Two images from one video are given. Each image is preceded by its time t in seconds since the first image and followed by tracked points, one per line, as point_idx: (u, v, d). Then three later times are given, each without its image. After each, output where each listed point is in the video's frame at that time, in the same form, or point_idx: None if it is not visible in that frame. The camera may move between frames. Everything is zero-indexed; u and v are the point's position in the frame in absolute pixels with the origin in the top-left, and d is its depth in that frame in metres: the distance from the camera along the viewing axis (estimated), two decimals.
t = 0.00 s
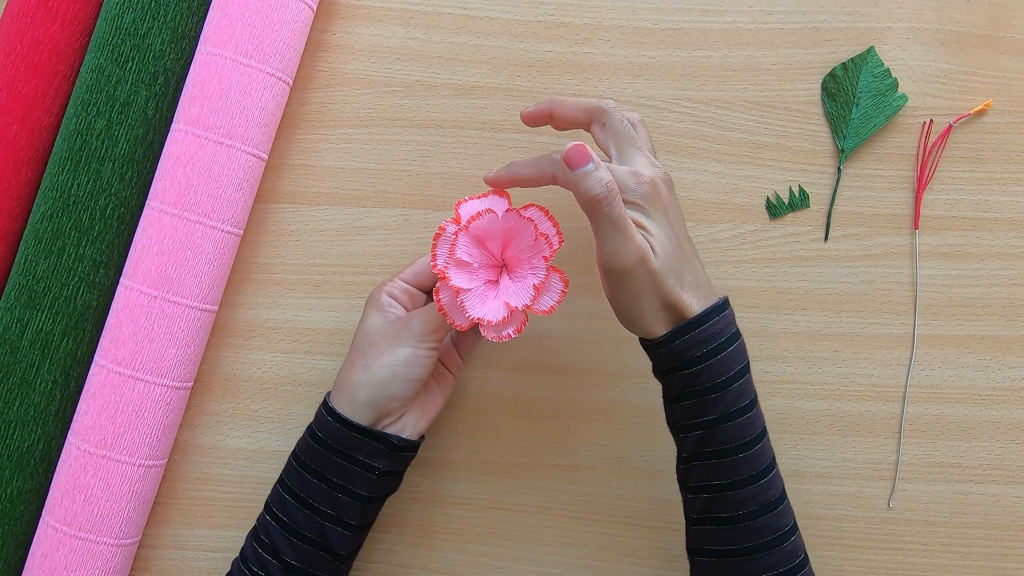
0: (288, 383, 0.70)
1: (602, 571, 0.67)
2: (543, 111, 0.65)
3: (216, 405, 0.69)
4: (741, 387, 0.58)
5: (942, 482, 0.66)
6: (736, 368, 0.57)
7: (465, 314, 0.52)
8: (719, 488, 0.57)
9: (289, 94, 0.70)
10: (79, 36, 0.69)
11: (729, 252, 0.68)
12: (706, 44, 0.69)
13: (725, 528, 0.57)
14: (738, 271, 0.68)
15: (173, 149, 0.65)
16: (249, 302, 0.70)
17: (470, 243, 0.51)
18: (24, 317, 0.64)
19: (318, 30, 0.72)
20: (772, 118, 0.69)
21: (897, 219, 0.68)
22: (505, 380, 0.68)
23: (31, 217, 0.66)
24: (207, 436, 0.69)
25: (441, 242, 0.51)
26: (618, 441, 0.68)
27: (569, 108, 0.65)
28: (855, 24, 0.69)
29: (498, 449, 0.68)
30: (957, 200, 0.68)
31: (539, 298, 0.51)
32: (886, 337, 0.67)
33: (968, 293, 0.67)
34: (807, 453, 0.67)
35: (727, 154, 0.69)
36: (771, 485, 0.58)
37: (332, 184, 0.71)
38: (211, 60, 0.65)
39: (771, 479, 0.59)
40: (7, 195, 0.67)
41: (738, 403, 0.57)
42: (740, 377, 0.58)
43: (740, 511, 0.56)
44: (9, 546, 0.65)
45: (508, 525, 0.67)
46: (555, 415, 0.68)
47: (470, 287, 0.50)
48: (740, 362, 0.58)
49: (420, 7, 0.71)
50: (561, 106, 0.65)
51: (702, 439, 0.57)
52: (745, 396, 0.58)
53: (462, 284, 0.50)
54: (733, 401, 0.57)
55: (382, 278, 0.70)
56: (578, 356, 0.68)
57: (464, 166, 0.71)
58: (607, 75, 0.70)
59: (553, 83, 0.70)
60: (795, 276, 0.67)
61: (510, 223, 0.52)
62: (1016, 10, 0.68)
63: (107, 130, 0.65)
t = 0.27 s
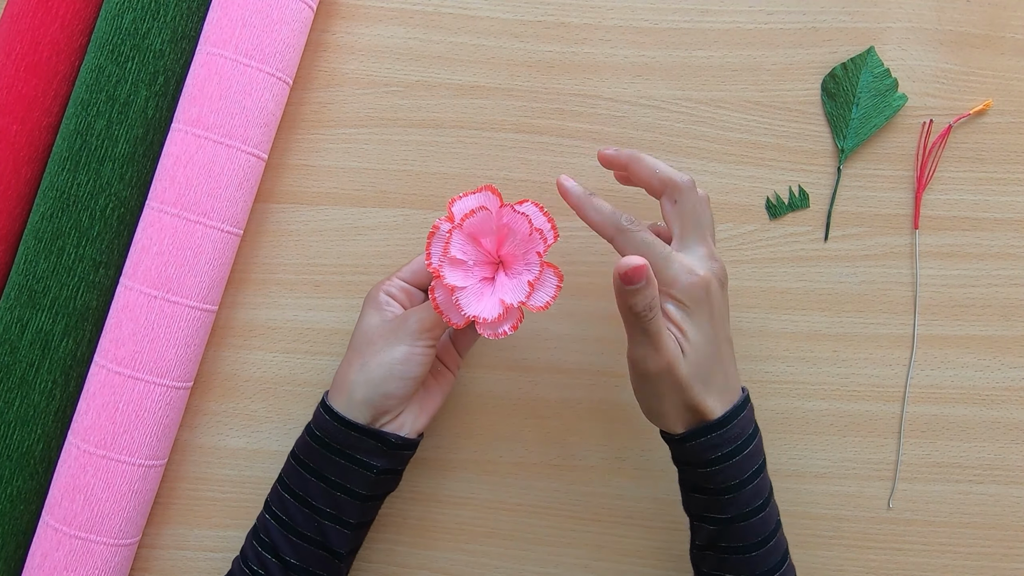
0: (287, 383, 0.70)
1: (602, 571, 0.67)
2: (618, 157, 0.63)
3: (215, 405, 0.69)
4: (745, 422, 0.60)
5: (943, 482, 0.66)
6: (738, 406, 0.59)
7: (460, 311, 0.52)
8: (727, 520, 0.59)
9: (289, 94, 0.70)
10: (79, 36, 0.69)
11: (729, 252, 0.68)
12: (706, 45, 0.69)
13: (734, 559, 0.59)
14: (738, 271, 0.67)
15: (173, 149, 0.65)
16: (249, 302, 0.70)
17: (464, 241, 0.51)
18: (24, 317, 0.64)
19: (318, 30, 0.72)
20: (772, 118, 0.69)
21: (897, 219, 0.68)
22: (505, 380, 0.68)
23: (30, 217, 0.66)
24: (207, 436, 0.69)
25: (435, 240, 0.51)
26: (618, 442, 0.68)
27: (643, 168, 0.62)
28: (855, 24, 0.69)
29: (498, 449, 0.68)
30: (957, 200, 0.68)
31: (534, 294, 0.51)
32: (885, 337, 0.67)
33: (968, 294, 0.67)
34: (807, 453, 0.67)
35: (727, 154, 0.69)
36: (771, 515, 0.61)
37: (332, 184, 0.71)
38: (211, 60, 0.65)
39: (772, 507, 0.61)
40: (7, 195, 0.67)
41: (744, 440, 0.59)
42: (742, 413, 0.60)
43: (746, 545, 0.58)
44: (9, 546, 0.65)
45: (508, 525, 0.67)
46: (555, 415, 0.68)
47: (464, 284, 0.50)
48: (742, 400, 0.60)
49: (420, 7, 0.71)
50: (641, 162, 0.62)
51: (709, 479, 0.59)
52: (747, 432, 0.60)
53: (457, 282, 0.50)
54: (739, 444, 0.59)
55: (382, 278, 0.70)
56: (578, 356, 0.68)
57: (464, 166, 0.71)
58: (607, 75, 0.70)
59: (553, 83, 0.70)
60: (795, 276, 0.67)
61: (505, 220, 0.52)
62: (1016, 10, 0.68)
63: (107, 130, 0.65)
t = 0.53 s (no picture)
0: (288, 383, 0.70)
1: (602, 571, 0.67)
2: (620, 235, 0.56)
3: (216, 405, 0.69)
4: (707, 510, 0.59)
5: (943, 482, 0.66)
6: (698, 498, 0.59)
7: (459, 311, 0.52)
8: None
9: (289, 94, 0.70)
10: (79, 36, 0.69)
11: (729, 252, 0.68)
12: (706, 44, 0.69)
13: None
14: (738, 271, 0.67)
15: (173, 149, 0.65)
16: (249, 302, 0.70)
17: (462, 240, 0.51)
18: (24, 317, 0.64)
19: (318, 30, 0.72)
20: (772, 118, 0.69)
21: (897, 219, 0.68)
22: (505, 381, 0.68)
23: (31, 217, 0.66)
24: (207, 436, 0.69)
25: (433, 240, 0.51)
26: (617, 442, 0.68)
27: (645, 257, 0.56)
28: (855, 24, 0.69)
29: (498, 450, 0.68)
30: (957, 200, 0.68)
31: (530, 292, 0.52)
32: (886, 337, 0.67)
33: (968, 294, 0.67)
34: (807, 453, 0.67)
35: (726, 154, 0.69)
36: None
37: (332, 184, 0.71)
38: (211, 61, 0.65)
39: None
40: (7, 195, 0.67)
41: (700, 527, 0.59)
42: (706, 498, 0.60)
43: None
44: (9, 546, 0.65)
45: (508, 526, 0.67)
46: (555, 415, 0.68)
47: (463, 284, 0.50)
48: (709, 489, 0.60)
49: (420, 7, 0.71)
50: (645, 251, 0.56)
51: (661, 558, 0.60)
52: (709, 520, 0.59)
53: (455, 281, 0.50)
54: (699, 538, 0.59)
55: (382, 278, 0.70)
56: (578, 356, 0.68)
57: (464, 166, 0.71)
58: (607, 75, 0.70)
59: (553, 83, 0.70)
60: (795, 276, 0.67)
61: (503, 218, 0.52)
62: (1016, 10, 0.68)
63: (107, 130, 0.65)
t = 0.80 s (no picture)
0: (288, 383, 0.70)
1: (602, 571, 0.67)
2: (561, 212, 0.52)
3: (215, 405, 0.69)
4: (684, 493, 0.57)
5: (943, 482, 0.66)
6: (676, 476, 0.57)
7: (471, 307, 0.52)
8: None
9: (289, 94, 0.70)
10: (79, 36, 0.69)
11: (729, 252, 0.68)
12: (706, 44, 0.69)
13: None
14: (738, 271, 0.68)
15: (173, 149, 0.65)
16: (249, 302, 0.70)
17: (474, 238, 0.51)
18: (24, 317, 0.64)
19: (318, 30, 0.72)
20: (772, 117, 0.69)
21: (897, 219, 0.68)
22: (505, 381, 0.68)
23: (30, 218, 0.66)
24: (207, 436, 0.69)
25: (445, 238, 0.51)
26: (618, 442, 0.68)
27: (590, 239, 0.51)
28: (855, 24, 0.69)
29: (498, 450, 0.68)
30: (957, 200, 0.68)
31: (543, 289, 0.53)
32: (886, 337, 0.67)
33: (968, 294, 0.67)
34: (807, 453, 0.67)
35: (727, 154, 0.69)
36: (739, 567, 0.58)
37: (332, 184, 0.71)
38: (211, 61, 0.65)
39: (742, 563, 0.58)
40: (7, 195, 0.67)
41: (678, 513, 0.56)
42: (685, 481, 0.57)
43: None
44: (9, 546, 0.65)
45: (508, 525, 0.67)
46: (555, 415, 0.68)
47: (476, 280, 0.51)
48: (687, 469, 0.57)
49: (420, 7, 0.71)
50: (590, 233, 0.51)
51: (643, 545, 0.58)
52: (688, 503, 0.57)
53: (469, 278, 0.51)
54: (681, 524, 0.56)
55: (382, 278, 0.70)
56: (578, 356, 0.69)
57: (464, 166, 0.71)
58: (607, 75, 0.70)
59: (553, 83, 0.70)
60: (795, 276, 0.67)
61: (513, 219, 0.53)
62: (1016, 11, 0.68)
63: (107, 130, 0.65)
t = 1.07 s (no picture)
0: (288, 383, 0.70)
1: (602, 571, 0.67)
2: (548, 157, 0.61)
3: (215, 405, 0.69)
4: (711, 400, 0.57)
5: (943, 482, 0.66)
6: (698, 386, 0.57)
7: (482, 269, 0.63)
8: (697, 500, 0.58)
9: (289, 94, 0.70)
10: (79, 36, 0.69)
11: (729, 252, 0.68)
12: (706, 44, 0.69)
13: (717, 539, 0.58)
14: (738, 271, 0.68)
15: (173, 149, 0.65)
16: (249, 302, 0.70)
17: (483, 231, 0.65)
18: (25, 317, 0.64)
19: (318, 29, 0.72)
20: (772, 117, 0.69)
21: (897, 219, 0.68)
22: (505, 380, 0.69)
23: (31, 218, 0.66)
24: (207, 436, 0.69)
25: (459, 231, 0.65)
26: (618, 441, 0.68)
27: (599, 154, 0.61)
28: (855, 24, 0.69)
29: (498, 449, 0.68)
30: (957, 200, 0.68)
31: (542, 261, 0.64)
32: (886, 337, 0.67)
33: (968, 294, 0.67)
34: (807, 453, 0.67)
35: (727, 154, 0.69)
36: (762, 484, 0.58)
37: (332, 184, 0.71)
38: (211, 60, 0.65)
39: (766, 480, 0.58)
40: (7, 195, 0.67)
41: (704, 420, 0.57)
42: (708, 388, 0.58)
43: (727, 525, 0.57)
44: (9, 546, 0.65)
45: (508, 525, 0.67)
46: (556, 415, 0.68)
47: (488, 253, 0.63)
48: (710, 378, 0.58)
49: (420, 7, 0.71)
50: (598, 147, 0.62)
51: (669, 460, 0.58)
52: (715, 410, 0.57)
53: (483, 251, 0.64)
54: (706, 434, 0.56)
55: (382, 278, 0.70)
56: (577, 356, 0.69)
57: (464, 166, 0.70)
58: (607, 76, 0.70)
59: (553, 83, 0.70)
60: (795, 276, 0.67)
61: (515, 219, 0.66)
62: (1016, 11, 0.68)
63: (107, 130, 0.65)
